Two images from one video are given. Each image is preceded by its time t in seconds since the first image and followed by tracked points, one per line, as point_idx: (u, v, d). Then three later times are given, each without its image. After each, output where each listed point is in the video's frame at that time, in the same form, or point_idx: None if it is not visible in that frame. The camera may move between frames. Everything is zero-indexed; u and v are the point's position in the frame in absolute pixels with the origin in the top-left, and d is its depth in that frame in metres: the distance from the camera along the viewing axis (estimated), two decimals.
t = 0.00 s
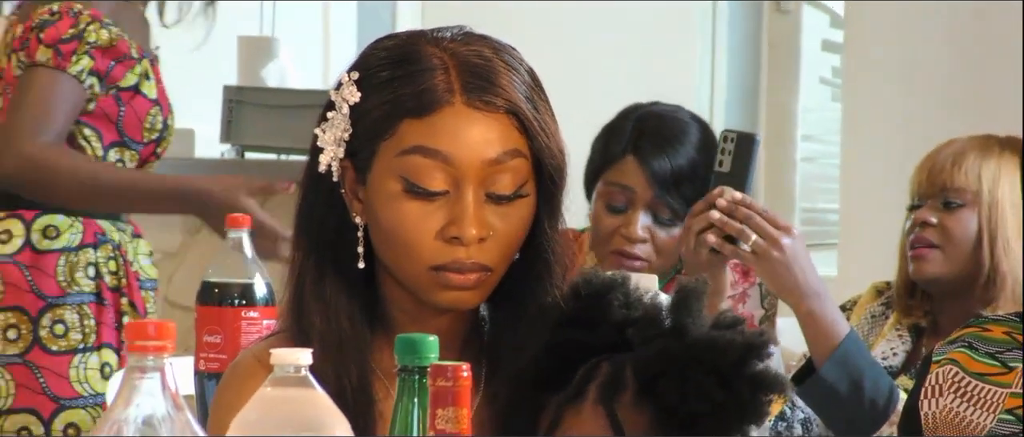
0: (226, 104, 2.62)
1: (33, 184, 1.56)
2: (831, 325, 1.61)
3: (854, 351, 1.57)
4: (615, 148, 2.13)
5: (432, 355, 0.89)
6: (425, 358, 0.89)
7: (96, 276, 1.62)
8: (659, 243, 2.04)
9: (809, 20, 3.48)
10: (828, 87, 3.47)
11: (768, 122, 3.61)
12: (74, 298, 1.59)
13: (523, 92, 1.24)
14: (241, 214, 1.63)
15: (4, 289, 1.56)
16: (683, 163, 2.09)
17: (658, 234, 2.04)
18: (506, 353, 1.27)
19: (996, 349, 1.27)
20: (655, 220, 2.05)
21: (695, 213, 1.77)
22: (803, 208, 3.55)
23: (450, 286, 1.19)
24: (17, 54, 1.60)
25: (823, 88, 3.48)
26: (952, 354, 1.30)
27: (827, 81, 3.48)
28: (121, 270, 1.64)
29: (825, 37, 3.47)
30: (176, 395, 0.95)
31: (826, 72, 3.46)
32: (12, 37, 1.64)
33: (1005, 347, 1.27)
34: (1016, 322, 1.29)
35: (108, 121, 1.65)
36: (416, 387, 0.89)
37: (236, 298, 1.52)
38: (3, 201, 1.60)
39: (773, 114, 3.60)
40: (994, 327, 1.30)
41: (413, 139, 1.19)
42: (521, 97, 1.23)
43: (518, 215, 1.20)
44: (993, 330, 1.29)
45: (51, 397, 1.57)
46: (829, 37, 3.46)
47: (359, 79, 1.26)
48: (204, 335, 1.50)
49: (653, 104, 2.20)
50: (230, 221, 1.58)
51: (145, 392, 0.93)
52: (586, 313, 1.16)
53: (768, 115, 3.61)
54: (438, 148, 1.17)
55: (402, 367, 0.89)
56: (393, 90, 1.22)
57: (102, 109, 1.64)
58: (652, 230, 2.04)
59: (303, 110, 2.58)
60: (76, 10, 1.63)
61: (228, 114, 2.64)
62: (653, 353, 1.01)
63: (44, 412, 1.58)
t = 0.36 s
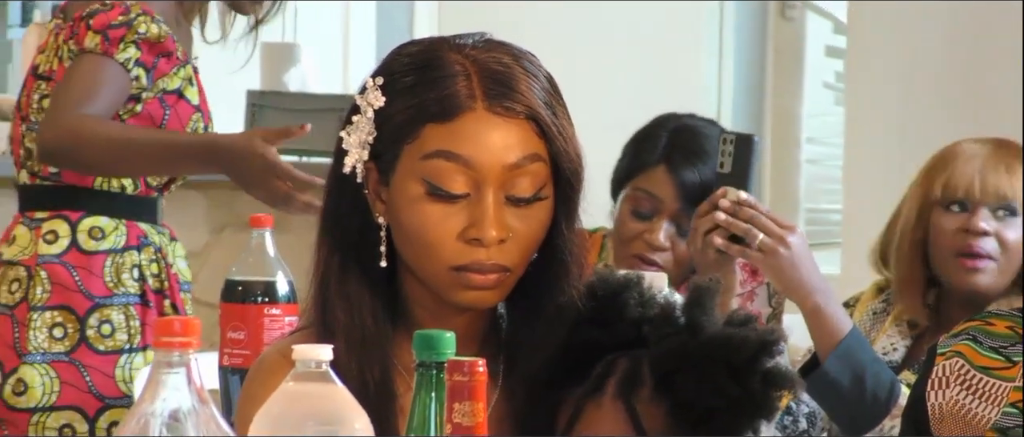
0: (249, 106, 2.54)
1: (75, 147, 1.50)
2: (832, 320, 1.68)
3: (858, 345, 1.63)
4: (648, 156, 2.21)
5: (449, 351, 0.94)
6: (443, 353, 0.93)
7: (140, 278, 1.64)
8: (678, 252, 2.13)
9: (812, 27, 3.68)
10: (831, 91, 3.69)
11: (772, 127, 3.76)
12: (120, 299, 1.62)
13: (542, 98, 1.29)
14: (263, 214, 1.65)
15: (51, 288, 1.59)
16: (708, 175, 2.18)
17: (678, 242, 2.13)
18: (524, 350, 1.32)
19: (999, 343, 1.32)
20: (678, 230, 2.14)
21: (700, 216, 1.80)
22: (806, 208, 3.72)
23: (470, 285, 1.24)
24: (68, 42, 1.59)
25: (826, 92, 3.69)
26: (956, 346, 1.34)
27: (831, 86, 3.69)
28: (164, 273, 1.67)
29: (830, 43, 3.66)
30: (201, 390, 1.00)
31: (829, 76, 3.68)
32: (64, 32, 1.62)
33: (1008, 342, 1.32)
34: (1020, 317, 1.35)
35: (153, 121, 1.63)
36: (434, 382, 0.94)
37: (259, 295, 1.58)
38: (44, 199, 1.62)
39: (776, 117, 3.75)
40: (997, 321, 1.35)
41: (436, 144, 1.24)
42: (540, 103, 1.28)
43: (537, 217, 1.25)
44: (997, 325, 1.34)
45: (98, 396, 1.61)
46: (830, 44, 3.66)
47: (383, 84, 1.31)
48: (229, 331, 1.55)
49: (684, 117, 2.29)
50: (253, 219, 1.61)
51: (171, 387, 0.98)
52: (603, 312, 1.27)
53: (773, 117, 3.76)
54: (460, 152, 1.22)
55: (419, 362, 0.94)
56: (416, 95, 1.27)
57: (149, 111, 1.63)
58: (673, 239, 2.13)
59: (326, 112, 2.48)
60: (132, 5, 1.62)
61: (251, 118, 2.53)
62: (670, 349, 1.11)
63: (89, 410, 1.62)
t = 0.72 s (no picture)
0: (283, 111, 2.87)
1: (167, 185, 1.69)
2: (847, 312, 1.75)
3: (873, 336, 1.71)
4: (667, 161, 2.30)
5: (473, 345, 1.01)
6: (468, 347, 1.00)
7: (196, 273, 1.76)
8: (696, 254, 2.20)
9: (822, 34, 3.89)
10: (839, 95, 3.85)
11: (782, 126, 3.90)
12: (179, 294, 1.74)
13: (567, 103, 1.36)
14: (297, 214, 1.75)
15: (114, 288, 1.71)
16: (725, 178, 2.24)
17: (695, 245, 2.20)
18: (549, 344, 1.40)
19: (1001, 334, 1.39)
20: (694, 231, 2.22)
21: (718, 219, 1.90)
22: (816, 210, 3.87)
23: (499, 282, 1.32)
24: (129, 59, 1.70)
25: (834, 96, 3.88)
26: (961, 336, 1.42)
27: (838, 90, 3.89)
28: (216, 267, 1.78)
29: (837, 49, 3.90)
30: (236, 382, 1.06)
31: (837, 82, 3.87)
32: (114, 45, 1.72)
33: (1009, 333, 1.38)
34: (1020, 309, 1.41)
35: (200, 125, 1.76)
36: (461, 372, 1.01)
37: (292, 291, 1.63)
38: (99, 204, 1.74)
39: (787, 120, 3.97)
40: (1000, 312, 1.41)
41: (466, 147, 1.31)
42: (565, 108, 1.34)
43: (562, 216, 1.32)
44: (999, 316, 1.40)
45: (165, 387, 1.74)
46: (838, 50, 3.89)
47: (416, 90, 1.38)
48: (262, 326, 1.64)
49: (706, 123, 2.37)
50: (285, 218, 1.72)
51: (208, 379, 1.04)
52: (627, 308, 1.36)
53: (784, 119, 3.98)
54: (489, 155, 1.30)
55: (445, 356, 1.01)
56: (447, 101, 1.34)
57: (194, 113, 1.75)
58: (691, 241, 2.21)
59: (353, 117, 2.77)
60: (184, 18, 1.73)
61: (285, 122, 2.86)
62: (694, 346, 1.22)
63: (158, 401, 1.75)
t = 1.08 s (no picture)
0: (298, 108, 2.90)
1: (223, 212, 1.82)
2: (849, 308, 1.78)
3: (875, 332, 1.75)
4: (664, 156, 2.33)
5: (484, 339, 1.01)
6: (479, 340, 1.01)
7: (226, 264, 1.87)
8: (693, 249, 2.24)
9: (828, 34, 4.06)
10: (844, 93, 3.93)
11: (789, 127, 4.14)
12: (213, 285, 1.84)
13: (581, 103, 1.38)
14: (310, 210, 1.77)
15: (152, 280, 1.80)
16: (721, 177, 2.29)
17: (693, 240, 2.24)
18: (561, 340, 1.43)
19: (1007, 330, 1.41)
20: (691, 228, 2.25)
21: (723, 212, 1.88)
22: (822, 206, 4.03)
23: (513, 279, 1.34)
24: (208, 85, 1.77)
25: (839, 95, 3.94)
26: (968, 332, 1.44)
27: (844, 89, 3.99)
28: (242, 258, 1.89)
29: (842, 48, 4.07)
30: (252, 376, 1.08)
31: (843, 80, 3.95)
32: (174, 60, 1.76)
33: (1014, 329, 1.40)
34: None
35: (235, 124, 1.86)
36: (471, 368, 1.00)
37: (306, 286, 1.68)
38: (127, 201, 1.82)
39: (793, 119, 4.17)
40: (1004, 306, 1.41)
41: (482, 146, 1.33)
42: (579, 108, 1.37)
43: (576, 215, 1.35)
44: (1004, 311, 1.40)
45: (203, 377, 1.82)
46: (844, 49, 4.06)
47: (433, 88, 1.40)
48: (278, 320, 1.65)
49: (707, 119, 2.40)
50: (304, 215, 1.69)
51: (224, 373, 1.06)
52: (640, 305, 1.40)
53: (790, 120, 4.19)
54: (505, 154, 1.32)
55: (456, 350, 1.01)
56: (463, 100, 1.37)
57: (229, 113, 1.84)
58: (687, 236, 2.24)
59: (364, 115, 2.81)
60: (237, 34, 1.81)
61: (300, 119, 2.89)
62: (705, 341, 1.25)
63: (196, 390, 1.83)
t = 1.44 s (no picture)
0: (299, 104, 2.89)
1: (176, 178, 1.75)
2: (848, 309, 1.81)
3: (874, 331, 1.80)
4: (661, 155, 2.33)
5: (485, 335, 1.00)
6: (481, 337, 1.00)
7: (225, 257, 1.86)
8: (691, 244, 2.23)
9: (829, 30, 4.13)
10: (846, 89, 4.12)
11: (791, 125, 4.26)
12: (214, 277, 1.84)
13: (583, 99, 1.38)
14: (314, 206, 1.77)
15: (151, 274, 1.80)
16: (719, 172, 2.29)
17: (691, 236, 2.23)
18: (563, 337, 1.43)
19: (1009, 327, 1.41)
20: (689, 223, 2.24)
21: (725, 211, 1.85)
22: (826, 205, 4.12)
23: (515, 275, 1.34)
24: (139, 47, 1.77)
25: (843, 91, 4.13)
26: (968, 328, 1.44)
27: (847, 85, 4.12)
28: (241, 251, 1.88)
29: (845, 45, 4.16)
30: (253, 371, 1.07)
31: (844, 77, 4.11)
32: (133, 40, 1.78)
33: (1016, 326, 1.41)
34: None
35: (213, 111, 1.83)
36: (473, 364, 1.00)
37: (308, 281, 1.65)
38: (125, 195, 1.82)
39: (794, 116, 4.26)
40: (1007, 305, 1.44)
41: (485, 142, 1.33)
42: (581, 104, 1.37)
43: (578, 211, 1.35)
44: (1006, 309, 1.43)
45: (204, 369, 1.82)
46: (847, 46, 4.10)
47: (434, 84, 1.40)
48: (279, 316, 1.65)
49: (706, 116, 2.39)
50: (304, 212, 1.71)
51: (227, 368, 1.05)
52: (645, 302, 1.41)
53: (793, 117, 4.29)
54: (508, 150, 1.32)
55: (458, 347, 1.01)
56: (465, 96, 1.37)
57: (208, 100, 1.82)
58: (685, 232, 2.23)
59: (368, 111, 2.80)
60: (192, 7, 1.81)
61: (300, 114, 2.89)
62: (709, 338, 1.25)
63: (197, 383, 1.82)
